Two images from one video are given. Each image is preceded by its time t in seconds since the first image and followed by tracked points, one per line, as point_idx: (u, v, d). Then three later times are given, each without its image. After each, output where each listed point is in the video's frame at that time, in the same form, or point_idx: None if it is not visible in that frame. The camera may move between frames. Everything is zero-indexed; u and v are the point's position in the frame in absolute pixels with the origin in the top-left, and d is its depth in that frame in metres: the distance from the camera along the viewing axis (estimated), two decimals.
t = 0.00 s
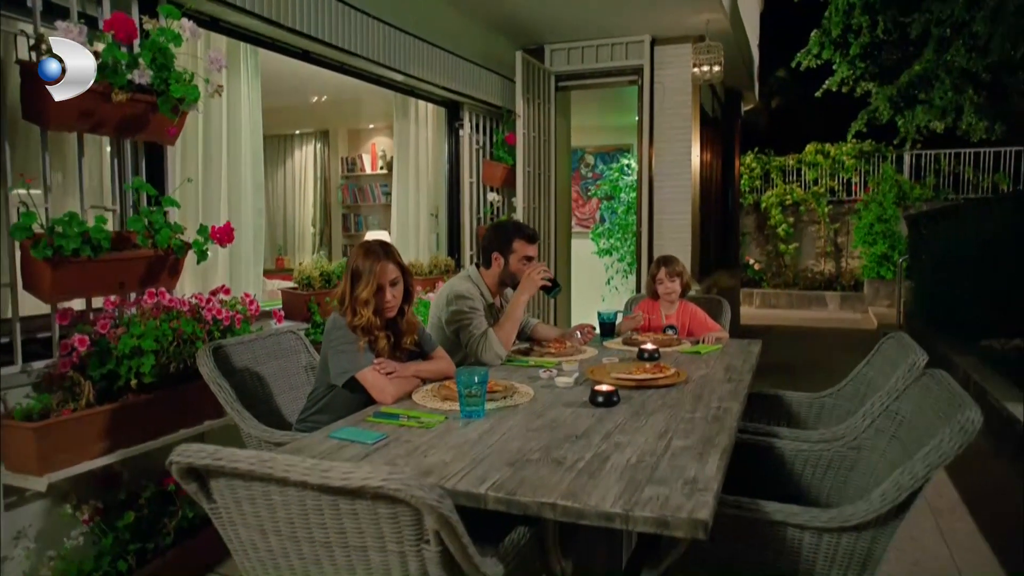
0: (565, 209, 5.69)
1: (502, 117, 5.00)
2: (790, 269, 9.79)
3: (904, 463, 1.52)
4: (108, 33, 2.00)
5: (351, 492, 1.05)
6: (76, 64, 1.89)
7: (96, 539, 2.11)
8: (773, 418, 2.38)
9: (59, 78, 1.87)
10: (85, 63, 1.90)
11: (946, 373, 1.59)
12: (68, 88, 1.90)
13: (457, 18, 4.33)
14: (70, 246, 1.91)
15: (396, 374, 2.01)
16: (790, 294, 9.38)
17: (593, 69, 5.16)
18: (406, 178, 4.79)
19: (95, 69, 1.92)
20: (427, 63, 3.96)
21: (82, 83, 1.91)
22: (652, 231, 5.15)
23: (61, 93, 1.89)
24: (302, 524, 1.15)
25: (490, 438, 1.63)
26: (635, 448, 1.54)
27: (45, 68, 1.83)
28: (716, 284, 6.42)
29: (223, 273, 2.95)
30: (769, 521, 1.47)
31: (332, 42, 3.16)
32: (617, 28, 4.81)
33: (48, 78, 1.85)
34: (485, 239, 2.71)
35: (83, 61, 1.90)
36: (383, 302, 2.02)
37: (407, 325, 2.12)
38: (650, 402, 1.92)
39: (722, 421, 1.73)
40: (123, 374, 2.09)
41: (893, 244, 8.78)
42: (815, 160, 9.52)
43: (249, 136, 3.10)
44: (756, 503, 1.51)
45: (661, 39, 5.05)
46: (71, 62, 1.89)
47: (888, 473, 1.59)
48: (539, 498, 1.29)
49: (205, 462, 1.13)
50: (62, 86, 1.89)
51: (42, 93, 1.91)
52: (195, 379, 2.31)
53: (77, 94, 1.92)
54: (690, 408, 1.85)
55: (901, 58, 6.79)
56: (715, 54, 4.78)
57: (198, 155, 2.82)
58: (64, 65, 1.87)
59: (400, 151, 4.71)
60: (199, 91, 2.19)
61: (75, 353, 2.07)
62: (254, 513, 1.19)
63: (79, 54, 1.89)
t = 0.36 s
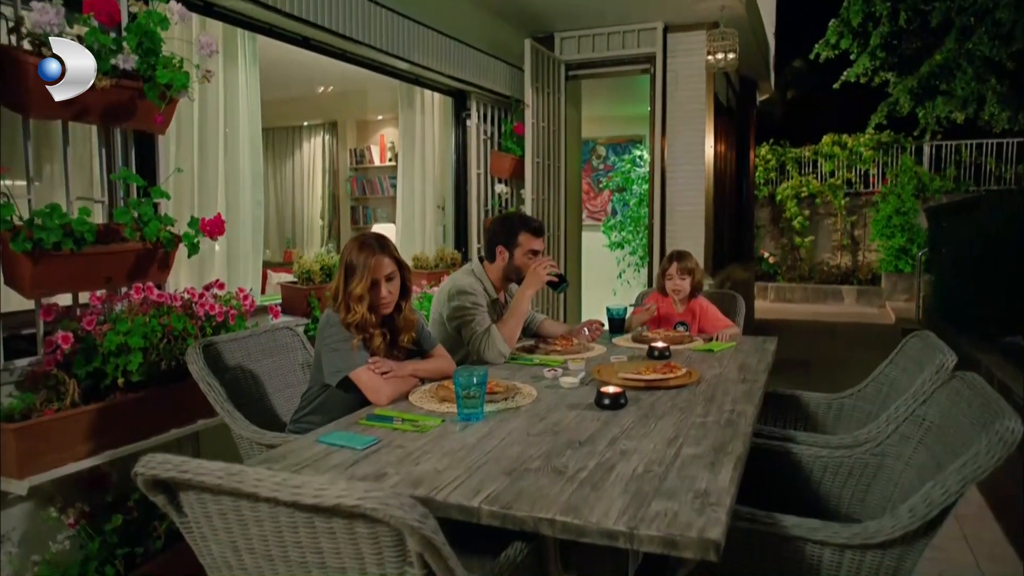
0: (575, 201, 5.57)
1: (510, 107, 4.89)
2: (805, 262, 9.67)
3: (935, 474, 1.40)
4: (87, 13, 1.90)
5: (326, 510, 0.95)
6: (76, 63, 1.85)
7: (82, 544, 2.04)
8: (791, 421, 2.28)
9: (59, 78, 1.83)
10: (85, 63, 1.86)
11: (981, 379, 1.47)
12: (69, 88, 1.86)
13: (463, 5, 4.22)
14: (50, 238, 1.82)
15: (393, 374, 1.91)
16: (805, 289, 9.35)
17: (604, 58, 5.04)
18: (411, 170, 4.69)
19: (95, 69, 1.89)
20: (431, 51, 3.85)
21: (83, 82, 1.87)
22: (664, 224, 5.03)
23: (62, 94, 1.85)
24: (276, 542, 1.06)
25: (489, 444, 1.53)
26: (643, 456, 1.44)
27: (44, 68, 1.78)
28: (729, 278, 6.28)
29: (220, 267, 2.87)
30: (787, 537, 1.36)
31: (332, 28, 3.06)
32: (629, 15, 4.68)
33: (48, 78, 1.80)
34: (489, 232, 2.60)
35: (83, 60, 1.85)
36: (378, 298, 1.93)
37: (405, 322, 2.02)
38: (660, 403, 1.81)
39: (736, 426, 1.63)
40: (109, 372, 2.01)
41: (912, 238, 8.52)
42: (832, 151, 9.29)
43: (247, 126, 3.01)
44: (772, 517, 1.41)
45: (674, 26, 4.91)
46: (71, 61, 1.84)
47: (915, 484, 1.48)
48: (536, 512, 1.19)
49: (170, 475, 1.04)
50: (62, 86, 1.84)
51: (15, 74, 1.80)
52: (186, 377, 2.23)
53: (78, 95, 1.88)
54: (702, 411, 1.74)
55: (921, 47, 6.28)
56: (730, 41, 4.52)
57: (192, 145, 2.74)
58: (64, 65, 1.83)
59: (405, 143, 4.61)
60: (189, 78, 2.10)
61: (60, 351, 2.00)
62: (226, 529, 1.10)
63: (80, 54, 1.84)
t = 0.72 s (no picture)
0: (586, 194, 5.45)
1: (519, 98, 4.77)
2: (821, 257, 9.42)
3: (969, 490, 1.29)
4: None
5: (295, 535, 0.85)
6: (75, 63, 1.79)
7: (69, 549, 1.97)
8: (811, 424, 2.18)
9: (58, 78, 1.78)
10: (85, 63, 1.80)
11: (1015, 383, 1.32)
12: (68, 88, 1.80)
13: None
14: (28, 232, 1.74)
15: (388, 374, 1.81)
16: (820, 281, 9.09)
17: (615, 47, 4.91)
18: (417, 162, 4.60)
19: (95, 70, 1.84)
20: (436, 38, 3.73)
21: (81, 83, 1.81)
22: (677, 217, 4.90)
23: (62, 93, 1.79)
24: (245, 565, 0.96)
25: (485, 453, 1.43)
26: (650, 467, 1.33)
27: (45, 69, 1.74)
28: (744, 272, 6.14)
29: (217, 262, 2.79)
30: (808, 557, 1.25)
31: (331, 15, 2.96)
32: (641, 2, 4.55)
33: (47, 77, 1.76)
34: (492, 225, 2.49)
35: (82, 60, 1.80)
36: (372, 294, 1.83)
37: (401, 320, 1.93)
38: (670, 408, 1.71)
39: (751, 433, 1.52)
40: (95, 373, 1.93)
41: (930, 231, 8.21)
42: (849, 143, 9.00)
43: (245, 115, 2.91)
44: (790, 534, 1.30)
45: (688, 14, 4.77)
46: (70, 61, 1.78)
47: (946, 499, 1.36)
48: (532, 532, 1.09)
49: (130, 491, 0.95)
50: (62, 86, 1.79)
51: None
52: (176, 376, 2.15)
53: (76, 94, 1.83)
54: (715, 417, 1.63)
55: None
56: (744, 29, 4.35)
57: (186, 135, 2.65)
58: (64, 65, 1.77)
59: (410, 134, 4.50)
60: (176, 63, 2.02)
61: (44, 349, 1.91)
62: (193, 550, 1.00)
63: (79, 53, 1.79)
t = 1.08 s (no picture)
0: (597, 188, 5.33)
1: (528, 90, 4.67)
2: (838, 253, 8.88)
3: (1004, 515, 1.17)
4: None
5: (254, 568, 0.76)
6: (75, 62, 1.73)
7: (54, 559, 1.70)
8: (829, 431, 2.10)
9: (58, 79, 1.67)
10: (85, 63, 1.75)
11: None
12: (66, 89, 1.71)
13: None
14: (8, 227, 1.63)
15: (382, 378, 1.73)
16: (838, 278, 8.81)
17: (627, 38, 4.79)
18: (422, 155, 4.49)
19: (95, 69, 1.79)
20: (441, 27, 3.64)
21: (79, 83, 1.74)
22: (691, 212, 4.77)
23: (61, 93, 1.69)
24: None
25: (480, 464, 1.33)
26: (657, 483, 1.23)
27: (46, 69, 1.62)
28: (759, 269, 5.99)
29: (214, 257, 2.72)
30: None
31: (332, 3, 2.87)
32: None
33: (48, 78, 1.64)
34: (496, 220, 2.39)
35: (81, 60, 1.74)
36: (365, 292, 1.74)
37: (397, 320, 1.84)
38: (680, 415, 1.60)
39: (765, 444, 1.42)
40: (80, 373, 1.86)
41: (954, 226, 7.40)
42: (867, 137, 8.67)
43: (243, 107, 2.83)
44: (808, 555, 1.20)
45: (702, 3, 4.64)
46: (70, 60, 1.71)
47: (978, 523, 1.25)
48: (523, 557, 0.99)
49: (80, 512, 0.86)
50: (61, 86, 1.69)
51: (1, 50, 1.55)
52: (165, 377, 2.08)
53: (73, 95, 1.74)
54: (727, 425, 1.53)
55: None
56: (761, 18, 4.22)
57: (182, 128, 2.58)
58: (64, 65, 1.68)
59: (415, 122, 4.41)
60: (162, 52, 1.94)
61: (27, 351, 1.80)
62: None
63: (78, 53, 1.73)
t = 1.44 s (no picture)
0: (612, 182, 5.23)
1: (542, 83, 4.58)
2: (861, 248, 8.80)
3: None
4: None
5: None
6: (75, 63, 1.67)
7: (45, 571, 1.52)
8: (854, 436, 1.99)
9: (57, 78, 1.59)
10: (85, 63, 1.70)
11: None
12: (67, 88, 1.63)
13: None
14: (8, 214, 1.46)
15: (381, 381, 1.64)
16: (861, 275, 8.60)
17: (643, 28, 4.68)
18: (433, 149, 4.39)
19: (96, 70, 1.73)
20: (452, 17, 3.54)
21: (80, 84, 1.68)
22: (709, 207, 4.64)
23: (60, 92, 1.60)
24: None
25: (478, 479, 1.24)
26: (667, 502, 1.13)
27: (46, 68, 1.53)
28: (779, 265, 5.83)
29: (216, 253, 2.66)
30: None
31: None
32: None
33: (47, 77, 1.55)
34: (503, 216, 2.30)
35: (80, 61, 1.68)
36: (361, 291, 1.66)
37: (395, 321, 1.76)
38: (695, 425, 1.50)
39: (786, 458, 1.31)
40: (70, 373, 1.81)
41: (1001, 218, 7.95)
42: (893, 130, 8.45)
43: (245, 100, 2.76)
44: None
45: None
46: (70, 60, 1.65)
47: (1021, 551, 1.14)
48: None
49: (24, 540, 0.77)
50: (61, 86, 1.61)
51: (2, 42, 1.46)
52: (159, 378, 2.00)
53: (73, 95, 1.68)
54: (745, 437, 1.42)
55: None
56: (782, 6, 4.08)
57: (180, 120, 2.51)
58: (64, 64, 1.61)
59: (425, 118, 4.25)
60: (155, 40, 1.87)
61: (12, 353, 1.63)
62: None
63: (79, 55, 1.68)
